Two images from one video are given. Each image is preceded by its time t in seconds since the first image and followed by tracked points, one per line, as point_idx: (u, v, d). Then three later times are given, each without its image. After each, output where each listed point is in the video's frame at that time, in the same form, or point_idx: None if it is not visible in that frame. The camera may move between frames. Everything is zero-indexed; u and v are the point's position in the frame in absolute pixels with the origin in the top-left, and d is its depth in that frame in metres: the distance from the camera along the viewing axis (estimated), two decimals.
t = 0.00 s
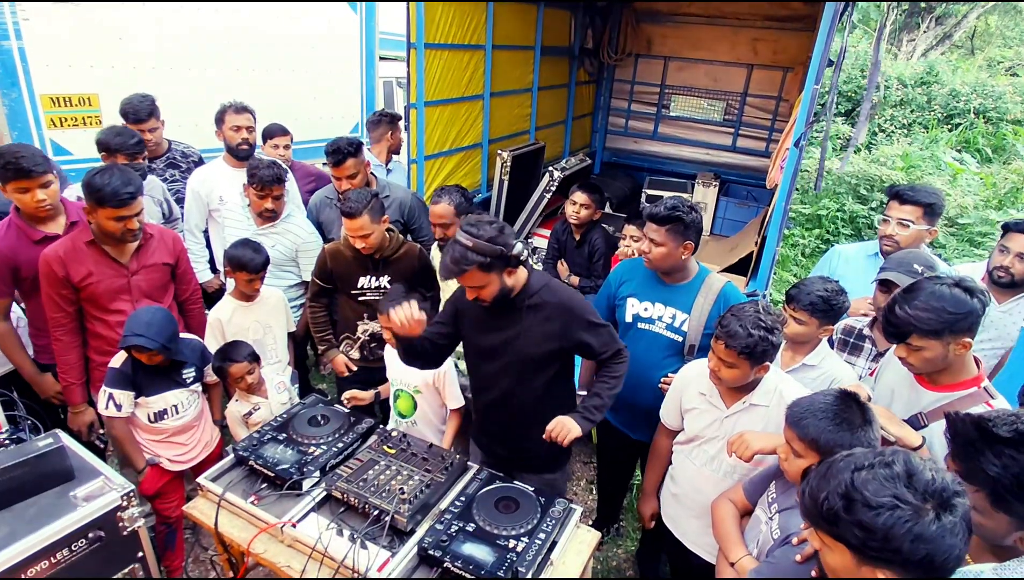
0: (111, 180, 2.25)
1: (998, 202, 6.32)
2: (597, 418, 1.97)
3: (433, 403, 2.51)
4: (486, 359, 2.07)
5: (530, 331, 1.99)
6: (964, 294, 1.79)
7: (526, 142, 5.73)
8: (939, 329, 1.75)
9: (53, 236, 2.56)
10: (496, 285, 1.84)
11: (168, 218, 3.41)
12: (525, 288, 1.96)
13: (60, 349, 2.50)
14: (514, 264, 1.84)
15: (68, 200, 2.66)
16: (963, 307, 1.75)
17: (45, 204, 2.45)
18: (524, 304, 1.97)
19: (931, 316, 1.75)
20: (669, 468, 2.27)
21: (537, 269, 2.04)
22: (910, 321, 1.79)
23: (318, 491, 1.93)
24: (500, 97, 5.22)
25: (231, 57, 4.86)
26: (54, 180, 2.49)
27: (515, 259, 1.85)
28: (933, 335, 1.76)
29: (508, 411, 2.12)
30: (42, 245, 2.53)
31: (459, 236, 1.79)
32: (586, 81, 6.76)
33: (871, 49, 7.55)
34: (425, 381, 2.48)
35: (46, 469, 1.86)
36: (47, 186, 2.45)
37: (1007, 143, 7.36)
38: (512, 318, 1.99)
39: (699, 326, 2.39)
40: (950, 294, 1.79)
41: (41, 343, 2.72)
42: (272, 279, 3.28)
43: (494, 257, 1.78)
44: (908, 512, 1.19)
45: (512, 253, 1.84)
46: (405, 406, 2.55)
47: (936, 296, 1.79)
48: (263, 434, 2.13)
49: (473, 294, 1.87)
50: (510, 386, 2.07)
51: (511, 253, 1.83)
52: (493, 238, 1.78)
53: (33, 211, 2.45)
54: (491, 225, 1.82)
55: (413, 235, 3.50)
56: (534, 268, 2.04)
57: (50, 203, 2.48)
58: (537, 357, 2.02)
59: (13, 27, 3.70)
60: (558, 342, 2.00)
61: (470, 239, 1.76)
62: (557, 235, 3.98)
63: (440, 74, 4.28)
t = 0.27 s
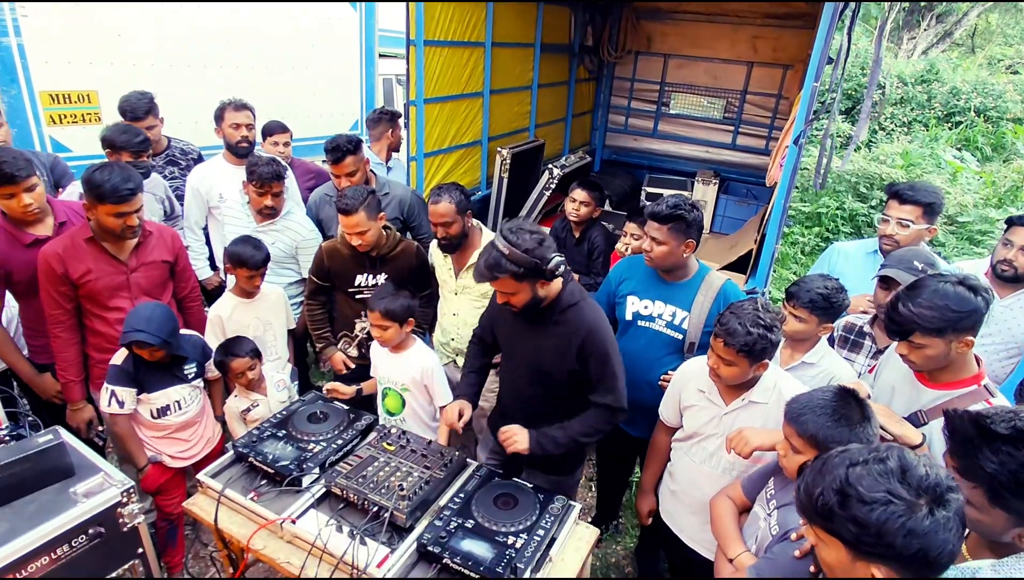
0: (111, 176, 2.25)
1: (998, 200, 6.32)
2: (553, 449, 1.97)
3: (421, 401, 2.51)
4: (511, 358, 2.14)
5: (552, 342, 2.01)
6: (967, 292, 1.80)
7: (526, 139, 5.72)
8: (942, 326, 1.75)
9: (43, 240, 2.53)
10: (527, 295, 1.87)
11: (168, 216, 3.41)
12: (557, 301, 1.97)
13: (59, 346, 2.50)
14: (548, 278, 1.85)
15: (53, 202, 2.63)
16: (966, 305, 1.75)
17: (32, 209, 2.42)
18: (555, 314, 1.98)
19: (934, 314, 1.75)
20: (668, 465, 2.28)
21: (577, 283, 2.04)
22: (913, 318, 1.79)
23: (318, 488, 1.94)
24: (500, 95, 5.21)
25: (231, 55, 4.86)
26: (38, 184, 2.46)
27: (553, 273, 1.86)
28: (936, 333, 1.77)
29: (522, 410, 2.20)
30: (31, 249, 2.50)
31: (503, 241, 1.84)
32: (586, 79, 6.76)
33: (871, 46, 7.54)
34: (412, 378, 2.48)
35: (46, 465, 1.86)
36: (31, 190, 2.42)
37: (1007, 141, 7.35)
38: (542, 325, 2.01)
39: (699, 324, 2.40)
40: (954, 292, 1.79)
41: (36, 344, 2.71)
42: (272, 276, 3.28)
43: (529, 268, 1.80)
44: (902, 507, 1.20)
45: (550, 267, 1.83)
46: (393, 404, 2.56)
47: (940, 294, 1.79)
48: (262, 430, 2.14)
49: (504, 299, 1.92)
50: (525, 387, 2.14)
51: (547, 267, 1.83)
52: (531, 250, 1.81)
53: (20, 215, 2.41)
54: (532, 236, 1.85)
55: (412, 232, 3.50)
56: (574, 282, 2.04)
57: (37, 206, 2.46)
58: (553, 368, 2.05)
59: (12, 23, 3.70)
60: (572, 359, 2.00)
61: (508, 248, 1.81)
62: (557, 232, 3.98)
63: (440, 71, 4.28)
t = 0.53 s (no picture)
0: (109, 172, 2.24)
1: (997, 198, 6.33)
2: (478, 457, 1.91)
3: (419, 397, 2.53)
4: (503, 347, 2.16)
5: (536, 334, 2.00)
6: (968, 291, 1.80)
7: (525, 136, 5.72)
8: (941, 325, 1.76)
9: (31, 241, 2.53)
10: (532, 278, 1.87)
11: (167, 212, 3.41)
12: (554, 290, 1.96)
13: (56, 343, 2.50)
14: (556, 261, 1.87)
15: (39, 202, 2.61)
16: (966, 304, 1.76)
17: (21, 211, 2.41)
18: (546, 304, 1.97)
19: (933, 312, 1.75)
20: (667, 462, 2.28)
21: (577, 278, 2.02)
22: (913, 317, 1.79)
23: (316, 484, 1.94)
24: (499, 91, 5.20)
25: (230, 52, 4.85)
26: (27, 186, 2.46)
27: (560, 256, 1.87)
28: (936, 331, 1.77)
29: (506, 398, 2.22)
30: (20, 250, 2.50)
31: (518, 220, 1.84)
32: (585, 76, 6.75)
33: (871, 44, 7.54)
34: (410, 376, 2.49)
35: (44, 461, 1.86)
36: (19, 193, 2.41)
37: (1006, 139, 7.37)
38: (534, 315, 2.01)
39: (697, 321, 2.39)
40: (954, 290, 1.79)
41: (29, 344, 2.70)
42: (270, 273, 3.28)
43: (540, 248, 1.81)
44: (896, 503, 1.20)
45: (558, 251, 1.86)
46: (392, 401, 2.58)
47: (940, 292, 1.79)
48: (261, 427, 2.14)
49: (509, 280, 1.92)
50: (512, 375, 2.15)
51: (559, 250, 1.85)
52: (545, 232, 1.82)
53: (9, 218, 2.41)
54: (547, 219, 1.86)
55: (411, 229, 3.51)
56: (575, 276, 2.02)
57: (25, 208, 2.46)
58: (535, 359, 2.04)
59: (10, 19, 3.68)
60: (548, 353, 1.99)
61: (523, 227, 1.81)
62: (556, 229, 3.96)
63: (439, 68, 4.27)
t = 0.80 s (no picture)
0: (107, 169, 2.24)
1: (998, 196, 6.32)
2: (467, 443, 1.94)
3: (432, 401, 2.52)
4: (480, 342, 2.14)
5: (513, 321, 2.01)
6: (970, 291, 1.80)
7: (525, 134, 5.72)
8: (943, 326, 1.76)
9: (24, 238, 2.52)
10: (502, 264, 1.87)
11: (167, 209, 3.41)
12: (524, 275, 1.97)
13: (55, 340, 2.50)
14: (524, 244, 1.88)
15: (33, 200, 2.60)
16: (969, 303, 1.75)
17: (14, 208, 2.41)
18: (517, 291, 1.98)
19: (935, 313, 1.75)
20: (667, 460, 2.28)
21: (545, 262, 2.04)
22: (916, 318, 1.79)
23: (315, 481, 1.94)
24: (499, 89, 5.20)
25: (230, 49, 4.84)
26: (20, 182, 2.45)
27: (527, 239, 1.89)
28: (938, 332, 1.77)
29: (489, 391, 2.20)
30: (14, 248, 2.50)
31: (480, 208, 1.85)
32: (586, 74, 6.74)
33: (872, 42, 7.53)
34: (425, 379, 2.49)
35: (44, 458, 1.87)
36: (13, 188, 2.41)
37: (1007, 137, 7.35)
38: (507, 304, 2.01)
39: (696, 319, 2.39)
40: (957, 291, 1.78)
41: (26, 342, 2.69)
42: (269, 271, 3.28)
43: (507, 232, 1.82)
44: (896, 504, 1.20)
45: (525, 233, 1.87)
46: (403, 404, 2.57)
47: (942, 293, 1.78)
48: (260, 424, 2.14)
49: (480, 270, 1.91)
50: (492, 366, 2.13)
51: (524, 232, 1.87)
52: (510, 215, 1.84)
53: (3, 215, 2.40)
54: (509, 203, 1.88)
55: (410, 226, 3.51)
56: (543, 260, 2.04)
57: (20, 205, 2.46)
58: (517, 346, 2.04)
59: (9, 16, 3.68)
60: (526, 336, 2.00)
61: (489, 213, 1.82)
62: (557, 227, 3.94)
63: (438, 65, 4.26)
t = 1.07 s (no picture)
0: (108, 167, 2.24)
1: (1000, 196, 6.32)
2: (521, 426, 1.96)
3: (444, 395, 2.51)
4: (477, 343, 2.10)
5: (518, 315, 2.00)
6: (989, 287, 1.81)
7: (527, 133, 5.71)
8: (959, 320, 1.76)
9: (25, 236, 2.52)
10: (490, 260, 1.87)
11: (170, 208, 3.42)
12: (514, 271, 1.98)
13: (57, 338, 2.50)
14: (508, 239, 1.88)
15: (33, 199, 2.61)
16: (987, 300, 1.77)
17: (17, 203, 2.41)
18: (511, 285, 1.98)
19: (954, 306, 1.76)
20: (669, 459, 2.28)
21: (530, 255, 2.06)
22: (933, 311, 1.78)
23: (318, 479, 1.94)
24: (501, 88, 5.19)
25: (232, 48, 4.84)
26: (22, 179, 2.45)
27: (510, 234, 1.88)
28: (954, 327, 1.77)
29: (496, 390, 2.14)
30: (15, 246, 2.50)
31: (458, 209, 1.83)
32: (588, 73, 6.73)
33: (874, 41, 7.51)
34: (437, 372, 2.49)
35: (47, 456, 1.87)
36: (16, 185, 2.42)
37: (1010, 137, 7.33)
38: (501, 301, 2.00)
39: (700, 317, 2.39)
40: (975, 287, 1.80)
41: (27, 341, 2.69)
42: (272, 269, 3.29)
43: (491, 229, 1.81)
44: (902, 512, 1.20)
45: (508, 229, 1.87)
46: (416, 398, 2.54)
47: (962, 288, 1.79)
48: (262, 423, 2.14)
49: (466, 270, 1.90)
50: (496, 364, 2.09)
51: (505, 228, 1.86)
52: (491, 212, 1.82)
53: (6, 211, 2.40)
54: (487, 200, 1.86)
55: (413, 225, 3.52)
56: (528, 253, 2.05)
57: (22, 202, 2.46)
58: (523, 340, 2.02)
59: (11, 14, 3.68)
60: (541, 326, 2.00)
61: (468, 213, 1.80)
62: (561, 225, 3.92)
63: (440, 64, 4.26)
